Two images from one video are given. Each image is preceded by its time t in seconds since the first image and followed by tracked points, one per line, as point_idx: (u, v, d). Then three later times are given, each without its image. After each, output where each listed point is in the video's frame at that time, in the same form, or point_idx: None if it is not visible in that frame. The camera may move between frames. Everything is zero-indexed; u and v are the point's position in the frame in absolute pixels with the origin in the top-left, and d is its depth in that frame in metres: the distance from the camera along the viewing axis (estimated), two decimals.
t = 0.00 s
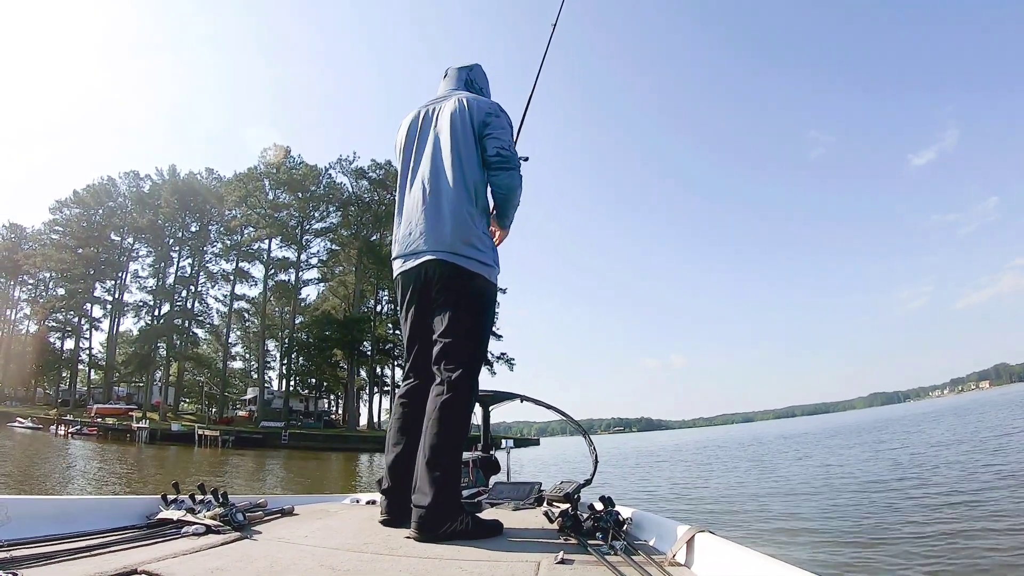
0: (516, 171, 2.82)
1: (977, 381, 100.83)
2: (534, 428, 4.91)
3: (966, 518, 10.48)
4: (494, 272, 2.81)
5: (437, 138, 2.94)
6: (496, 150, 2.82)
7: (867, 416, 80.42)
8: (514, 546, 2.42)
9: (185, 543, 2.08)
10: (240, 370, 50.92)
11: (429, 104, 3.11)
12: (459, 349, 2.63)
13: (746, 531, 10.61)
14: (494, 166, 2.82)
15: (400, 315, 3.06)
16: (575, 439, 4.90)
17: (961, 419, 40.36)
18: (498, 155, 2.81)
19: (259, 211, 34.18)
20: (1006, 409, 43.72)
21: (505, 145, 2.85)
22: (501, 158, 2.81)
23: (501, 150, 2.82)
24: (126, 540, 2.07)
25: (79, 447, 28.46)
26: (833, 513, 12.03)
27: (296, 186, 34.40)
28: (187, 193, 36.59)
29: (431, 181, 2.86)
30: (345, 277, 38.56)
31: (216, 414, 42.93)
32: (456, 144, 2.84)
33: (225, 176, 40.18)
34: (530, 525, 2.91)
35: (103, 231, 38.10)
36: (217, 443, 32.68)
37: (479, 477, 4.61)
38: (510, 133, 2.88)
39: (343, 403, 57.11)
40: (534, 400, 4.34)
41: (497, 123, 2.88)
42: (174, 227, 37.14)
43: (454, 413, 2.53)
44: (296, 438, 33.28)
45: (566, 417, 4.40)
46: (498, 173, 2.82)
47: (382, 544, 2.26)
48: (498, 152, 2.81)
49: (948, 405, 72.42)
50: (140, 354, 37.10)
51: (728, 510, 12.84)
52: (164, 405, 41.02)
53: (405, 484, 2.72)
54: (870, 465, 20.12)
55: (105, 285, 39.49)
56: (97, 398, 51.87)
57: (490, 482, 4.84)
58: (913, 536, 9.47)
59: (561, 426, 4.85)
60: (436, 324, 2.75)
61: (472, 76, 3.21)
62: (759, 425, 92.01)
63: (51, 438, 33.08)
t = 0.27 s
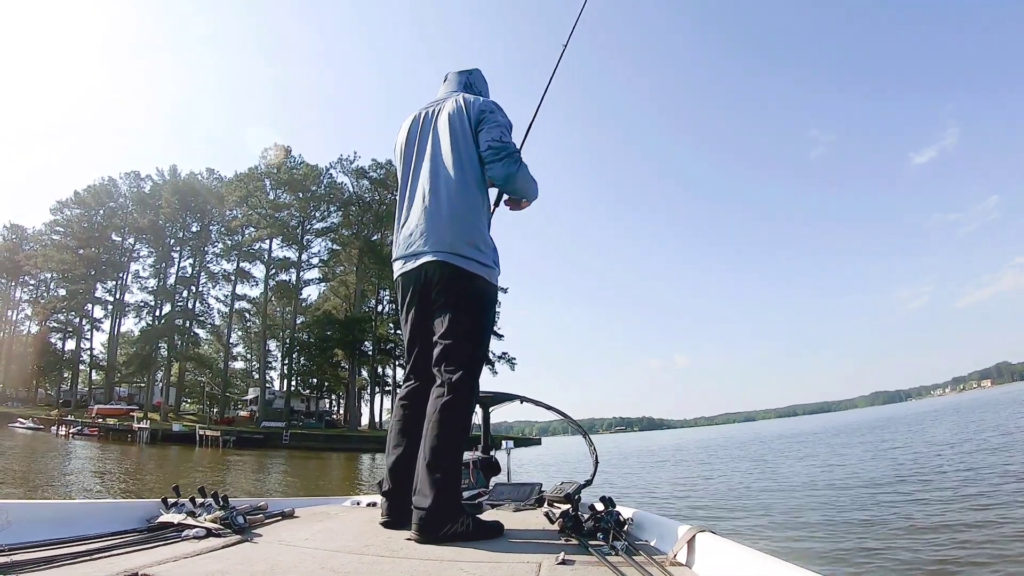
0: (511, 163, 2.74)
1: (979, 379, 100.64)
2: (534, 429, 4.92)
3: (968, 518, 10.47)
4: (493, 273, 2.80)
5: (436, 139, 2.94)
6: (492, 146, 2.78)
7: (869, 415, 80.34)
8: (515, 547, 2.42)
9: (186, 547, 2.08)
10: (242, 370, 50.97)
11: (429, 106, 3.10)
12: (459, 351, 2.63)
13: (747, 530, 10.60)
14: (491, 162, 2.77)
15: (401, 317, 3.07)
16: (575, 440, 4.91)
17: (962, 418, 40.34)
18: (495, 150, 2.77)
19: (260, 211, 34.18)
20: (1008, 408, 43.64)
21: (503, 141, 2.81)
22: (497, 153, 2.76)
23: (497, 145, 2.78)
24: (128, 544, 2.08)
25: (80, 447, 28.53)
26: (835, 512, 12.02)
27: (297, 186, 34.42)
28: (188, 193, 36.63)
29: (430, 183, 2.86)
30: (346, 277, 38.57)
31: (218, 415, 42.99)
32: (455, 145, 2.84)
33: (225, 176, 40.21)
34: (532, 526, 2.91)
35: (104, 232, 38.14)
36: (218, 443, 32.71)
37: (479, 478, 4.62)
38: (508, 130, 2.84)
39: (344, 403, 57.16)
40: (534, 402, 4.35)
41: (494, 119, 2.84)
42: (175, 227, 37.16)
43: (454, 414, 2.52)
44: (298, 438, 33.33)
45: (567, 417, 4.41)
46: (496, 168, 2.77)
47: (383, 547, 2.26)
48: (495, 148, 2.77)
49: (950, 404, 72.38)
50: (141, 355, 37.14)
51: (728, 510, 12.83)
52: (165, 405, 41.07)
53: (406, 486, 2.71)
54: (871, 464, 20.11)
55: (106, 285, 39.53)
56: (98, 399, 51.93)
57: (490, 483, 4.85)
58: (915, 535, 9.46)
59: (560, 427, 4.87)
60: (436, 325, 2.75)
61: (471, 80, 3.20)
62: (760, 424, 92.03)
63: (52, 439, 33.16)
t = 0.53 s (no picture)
0: (513, 163, 2.73)
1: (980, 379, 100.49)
2: (535, 429, 4.92)
3: (971, 518, 10.43)
4: (494, 273, 2.79)
5: (437, 139, 2.93)
6: (494, 147, 2.78)
7: (871, 414, 80.27)
8: (516, 547, 2.42)
9: (186, 549, 2.08)
10: (243, 369, 50.98)
11: (429, 106, 3.10)
12: (460, 351, 2.63)
13: (748, 530, 10.59)
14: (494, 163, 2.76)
15: (401, 318, 3.06)
16: (576, 439, 4.91)
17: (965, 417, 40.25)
18: (496, 151, 2.76)
19: (261, 210, 34.17)
20: (1011, 408, 43.54)
21: (504, 141, 2.80)
22: (500, 154, 2.76)
23: (499, 146, 2.77)
24: (127, 546, 2.07)
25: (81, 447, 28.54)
26: (837, 512, 11.99)
27: (299, 185, 34.41)
28: (189, 192, 36.65)
29: (429, 185, 2.87)
30: (348, 276, 38.57)
31: (219, 414, 43.02)
32: (456, 145, 2.84)
33: (227, 175, 40.22)
34: (532, 527, 2.90)
35: (106, 231, 38.17)
36: (219, 442, 32.69)
37: (479, 478, 4.62)
38: (510, 130, 2.84)
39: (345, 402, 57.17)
40: (534, 402, 4.35)
41: (494, 119, 2.84)
42: (177, 227, 37.17)
43: (455, 414, 2.52)
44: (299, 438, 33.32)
45: (567, 417, 4.40)
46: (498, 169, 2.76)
47: (384, 547, 2.26)
48: (496, 148, 2.76)
49: (953, 404, 72.28)
50: (143, 354, 37.15)
51: (730, 510, 12.80)
52: (166, 404, 41.07)
53: (407, 487, 2.71)
54: (873, 463, 20.09)
55: (107, 284, 39.53)
56: (100, 398, 51.99)
57: (491, 483, 4.86)
58: (917, 535, 9.45)
59: (562, 427, 4.87)
60: (437, 325, 2.74)
61: (472, 81, 3.20)
62: (763, 423, 91.81)
63: (53, 438, 33.19)
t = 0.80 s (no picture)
0: (522, 164, 2.77)
1: (983, 379, 100.28)
2: (536, 428, 4.92)
3: (974, 518, 10.41)
4: (496, 273, 2.79)
5: (441, 137, 2.93)
6: (503, 147, 2.81)
7: (873, 415, 80.14)
8: (516, 545, 2.42)
9: (186, 547, 2.08)
10: (245, 369, 51.01)
11: (433, 105, 3.10)
12: (462, 350, 2.63)
13: (750, 530, 10.57)
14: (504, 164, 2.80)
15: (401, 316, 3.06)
16: (576, 439, 4.91)
17: (967, 417, 40.19)
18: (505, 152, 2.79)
19: (263, 209, 34.16)
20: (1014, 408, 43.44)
21: (511, 142, 2.83)
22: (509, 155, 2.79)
23: (507, 147, 2.80)
24: (128, 545, 2.07)
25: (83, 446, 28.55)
26: (839, 512, 11.97)
27: (301, 184, 34.41)
28: (191, 192, 36.67)
29: (432, 182, 2.86)
30: (349, 275, 38.57)
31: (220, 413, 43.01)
32: (460, 143, 2.84)
33: (229, 174, 40.22)
34: (532, 525, 2.90)
35: (108, 230, 38.20)
36: (220, 442, 32.67)
37: (480, 477, 4.61)
38: (517, 129, 2.86)
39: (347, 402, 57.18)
40: (534, 400, 4.34)
41: (501, 120, 2.86)
42: (179, 226, 37.19)
43: (456, 413, 2.52)
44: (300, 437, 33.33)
45: (567, 416, 4.39)
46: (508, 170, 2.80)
47: (384, 546, 2.26)
48: (505, 150, 2.80)
49: (955, 404, 72.14)
50: (144, 353, 37.16)
51: (729, 509, 12.76)
52: (168, 403, 41.10)
53: (406, 485, 2.71)
54: (875, 463, 20.05)
55: (109, 283, 39.55)
56: (102, 397, 52.04)
57: (491, 481, 4.85)
58: (919, 536, 9.43)
59: (562, 426, 4.87)
60: (437, 324, 2.74)
61: (473, 80, 3.20)
62: (765, 424, 91.66)
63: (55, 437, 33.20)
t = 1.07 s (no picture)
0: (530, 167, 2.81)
1: (986, 380, 99.99)
2: (536, 428, 4.93)
3: (975, 519, 10.39)
4: (496, 271, 2.80)
5: (444, 135, 2.93)
6: (510, 149, 2.83)
7: (876, 415, 80.01)
8: (516, 545, 2.42)
9: (187, 545, 2.08)
10: (247, 369, 51.02)
11: (435, 103, 3.09)
12: (462, 349, 2.63)
13: (749, 530, 10.57)
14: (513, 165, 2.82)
15: (400, 314, 3.06)
16: (576, 438, 4.90)
17: (969, 418, 40.12)
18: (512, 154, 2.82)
19: (264, 209, 34.18)
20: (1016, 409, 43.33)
21: (516, 143, 2.85)
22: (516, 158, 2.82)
23: (513, 149, 2.83)
24: (127, 542, 2.07)
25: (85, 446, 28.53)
26: (840, 512, 11.95)
27: (302, 184, 34.42)
28: (192, 192, 36.72)
29: (435, 180, 2.86)
30: (351, 275, 38.59)
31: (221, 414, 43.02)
32: (463, 142, 2.84)
33: (230, 174, 40.26)
34: (531, 525, 2.89)
35: (109, 230, 38.24)
36: (221, 442, 32.64)
37: (480, 476, 4.60)
38: (522, 130, 2.88)
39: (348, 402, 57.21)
40: (533, 399, 4.34)
41: (505, 121, 2.88)
42: (180, 226, 37.24)
43: (456, 412, 2.52)
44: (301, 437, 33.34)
45: (567, 415, 4.39)
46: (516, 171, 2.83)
47: (383, 544, 2.27)
48: (512, 152, 2.83)
49: (958, 405, 72.00)
50: (146, 353, 37.19)
51: (728, 510, 12.75)
52: (169, 404, 41.12)
53: (406, 486, 2.71)
54: (876, 464, 20.02)
55: (111, 284, 39.59)
56: (103, 397, 52.10)
57: (490, 481, 4.85)
58: (921, 536, 9.41)
59: (563, 426, 4.87)
60: (438, 323, 2.74)
61: (474, 77, 3.21)
62: (767, 424, 91.49)
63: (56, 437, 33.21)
